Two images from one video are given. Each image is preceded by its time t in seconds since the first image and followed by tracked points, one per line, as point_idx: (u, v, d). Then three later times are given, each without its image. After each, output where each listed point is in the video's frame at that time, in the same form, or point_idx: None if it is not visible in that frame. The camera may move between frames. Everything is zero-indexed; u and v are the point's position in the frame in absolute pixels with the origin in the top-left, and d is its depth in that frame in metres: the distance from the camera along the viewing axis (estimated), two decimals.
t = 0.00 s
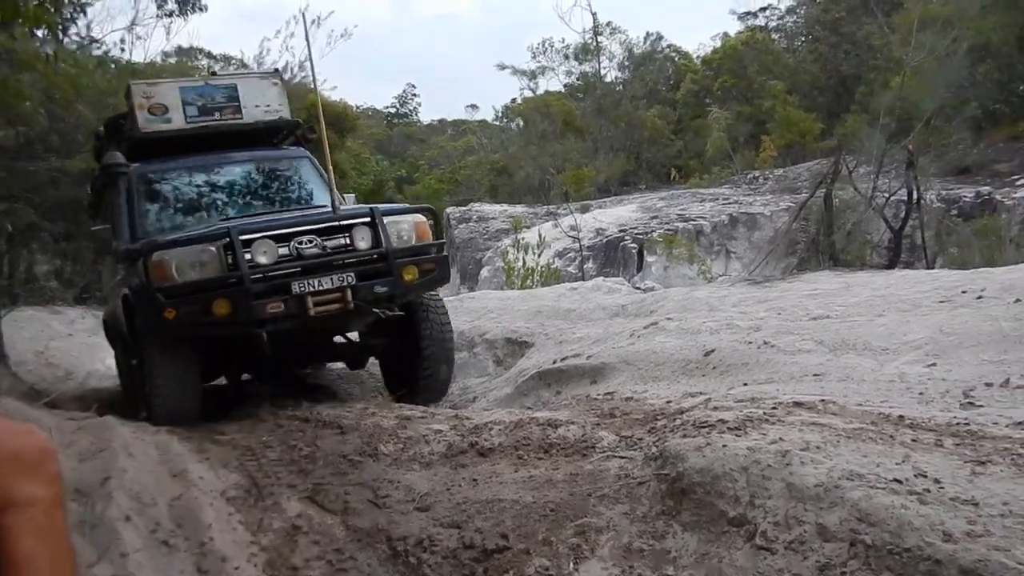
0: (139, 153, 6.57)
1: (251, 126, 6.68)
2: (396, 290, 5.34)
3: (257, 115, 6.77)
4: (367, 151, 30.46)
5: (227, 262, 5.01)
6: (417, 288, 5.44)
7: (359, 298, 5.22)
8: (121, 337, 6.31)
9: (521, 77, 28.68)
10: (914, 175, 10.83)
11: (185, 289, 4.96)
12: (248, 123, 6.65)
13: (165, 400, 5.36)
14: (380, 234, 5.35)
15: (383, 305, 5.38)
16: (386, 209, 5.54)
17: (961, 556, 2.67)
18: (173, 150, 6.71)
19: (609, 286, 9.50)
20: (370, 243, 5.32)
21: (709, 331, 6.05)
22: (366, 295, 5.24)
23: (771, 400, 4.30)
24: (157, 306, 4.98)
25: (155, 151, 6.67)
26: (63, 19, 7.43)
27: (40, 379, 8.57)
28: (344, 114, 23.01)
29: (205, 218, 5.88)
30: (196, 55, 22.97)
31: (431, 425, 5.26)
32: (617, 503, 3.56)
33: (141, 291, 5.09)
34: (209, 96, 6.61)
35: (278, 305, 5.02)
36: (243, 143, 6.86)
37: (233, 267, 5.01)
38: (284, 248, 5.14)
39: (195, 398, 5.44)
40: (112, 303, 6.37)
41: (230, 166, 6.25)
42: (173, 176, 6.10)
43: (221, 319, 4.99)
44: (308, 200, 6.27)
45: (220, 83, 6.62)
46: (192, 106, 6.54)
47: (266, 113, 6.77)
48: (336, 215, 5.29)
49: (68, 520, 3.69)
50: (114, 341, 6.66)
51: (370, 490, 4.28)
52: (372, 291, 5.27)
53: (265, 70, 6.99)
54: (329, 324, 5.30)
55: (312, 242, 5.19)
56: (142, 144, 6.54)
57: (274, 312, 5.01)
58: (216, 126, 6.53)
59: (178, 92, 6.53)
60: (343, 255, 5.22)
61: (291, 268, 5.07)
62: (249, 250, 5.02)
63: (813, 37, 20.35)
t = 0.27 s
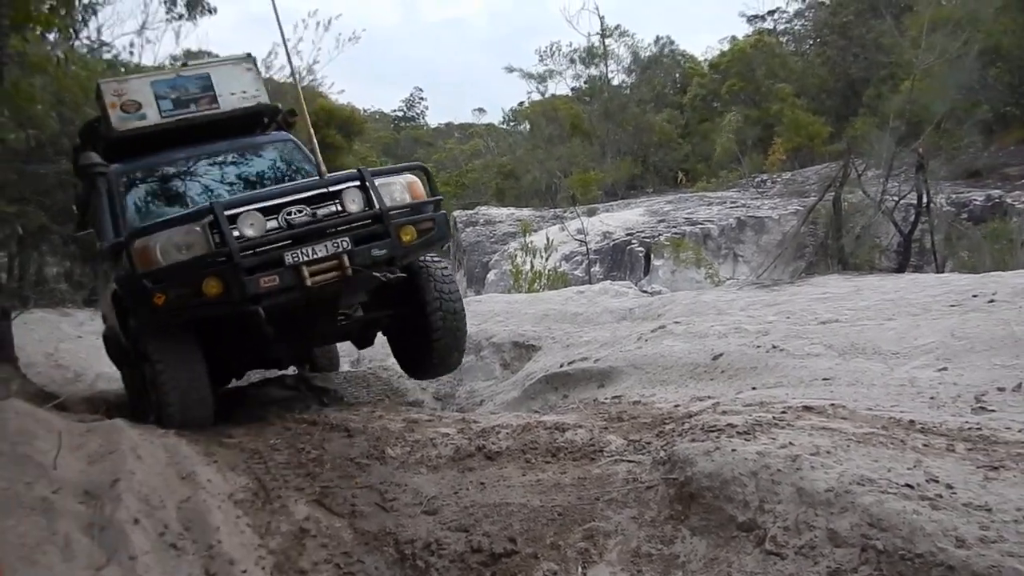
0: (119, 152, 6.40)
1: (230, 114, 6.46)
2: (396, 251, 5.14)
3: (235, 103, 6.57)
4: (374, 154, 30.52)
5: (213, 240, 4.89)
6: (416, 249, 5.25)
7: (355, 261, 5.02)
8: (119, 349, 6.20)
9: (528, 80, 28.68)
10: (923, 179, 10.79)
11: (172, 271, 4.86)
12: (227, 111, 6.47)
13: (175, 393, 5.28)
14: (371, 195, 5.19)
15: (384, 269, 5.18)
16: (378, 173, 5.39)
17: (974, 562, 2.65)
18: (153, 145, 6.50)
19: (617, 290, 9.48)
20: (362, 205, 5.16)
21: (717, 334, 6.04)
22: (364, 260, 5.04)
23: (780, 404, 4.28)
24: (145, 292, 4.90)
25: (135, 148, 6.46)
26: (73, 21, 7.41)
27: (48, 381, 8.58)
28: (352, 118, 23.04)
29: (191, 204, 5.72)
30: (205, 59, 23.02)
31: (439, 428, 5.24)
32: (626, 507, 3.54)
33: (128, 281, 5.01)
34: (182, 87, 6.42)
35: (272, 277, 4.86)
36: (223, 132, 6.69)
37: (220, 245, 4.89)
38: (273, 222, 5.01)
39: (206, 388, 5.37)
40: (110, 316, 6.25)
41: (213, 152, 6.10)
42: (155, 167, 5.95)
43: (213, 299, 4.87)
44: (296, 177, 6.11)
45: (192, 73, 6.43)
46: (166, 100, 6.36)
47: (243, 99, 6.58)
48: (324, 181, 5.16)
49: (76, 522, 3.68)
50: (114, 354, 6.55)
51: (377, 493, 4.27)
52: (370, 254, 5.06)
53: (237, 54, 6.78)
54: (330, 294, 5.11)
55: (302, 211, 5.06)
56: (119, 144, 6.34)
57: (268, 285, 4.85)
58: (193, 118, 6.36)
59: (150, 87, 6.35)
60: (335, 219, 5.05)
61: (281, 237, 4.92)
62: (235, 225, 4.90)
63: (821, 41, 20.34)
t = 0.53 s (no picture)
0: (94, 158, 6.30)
1: (205, 106, 6.36)
2: (388, 231, 5.15)
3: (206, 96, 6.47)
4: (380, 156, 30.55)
5: (196, 237, 4.81)
6: (410, 227, 5.28)
7: (346, 245, 5.02)
8: (113, 356, 6.17)
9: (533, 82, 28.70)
10: (929, 182, 10.77)
11: (158, 272, 4.83)
12: (200, 105, 6.37)
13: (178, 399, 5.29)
14: (355, 175, 5.17)
15: (378, 250, 5.19)
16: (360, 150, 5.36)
17: (980, 567, 2.66)
18: (130, 148, 6.42)
19: (622, 292, 9.48)
20: (347, 186, 5.14)
21: (723, 337, 6.04)
22: (356, 242, 5.05)
23: (786, 408, 4.28)
24: (133, 297, 4.86)
25: (110, 153, 6.39)
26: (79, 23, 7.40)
27: (53, 382, 8.61)
28: (357, 119, 23.07)
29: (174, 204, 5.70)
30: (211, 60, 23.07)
31: (444, 430, 5.25)
32: (631, 510, 3.55)
33: (111, 286, 4.96)
34: (150, 85, 6.33)
35: (262, 270, 4.86)
36: (198, 128, 6.60)
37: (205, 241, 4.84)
38: (258, 212, 4.95)
39: (209, 393, 5.39)
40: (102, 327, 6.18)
41: (194, 149, 6.09)
42: (139, 167, 5.92)
43: (202, 298, 4.87)
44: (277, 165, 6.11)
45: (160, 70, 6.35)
46: (135, 100, 6.26)
47: (215, 91, 6.49)
48: (306, 165, 5.12)
49: (83, 523, 3.69)
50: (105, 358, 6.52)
51: (383, 495, 4.28)
52: (362, 237, 5.08)
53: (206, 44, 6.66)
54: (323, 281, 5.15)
55: (287, 198, 5.01)
56: (93, 150, 6.23)
57: (259, 278, 4.85)
58: (166, 115, 6.26)
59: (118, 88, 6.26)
60: (322, 203, 5.02)
61: (268, 227, 4.88)
62: (217, 219, 4.85)
63: (826, 43, 20.34)
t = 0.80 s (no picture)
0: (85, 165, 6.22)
1: (193, 106, 6.37)
2: (393, 213, 5.10)
3: (194, 95, 6.50)
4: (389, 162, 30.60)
5: (196, 230, 4.78)
6: (413, 210, 5.23)
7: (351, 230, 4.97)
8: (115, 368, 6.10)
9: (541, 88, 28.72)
10: (938, 190, 10.73)
11: (160, 267, 4.76)
12: (190, 105, 6.39)
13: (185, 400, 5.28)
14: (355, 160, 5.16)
15: (385, 234, 5.14)
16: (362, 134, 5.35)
17: None
18: (121, 151, 6.36)
19: (628, 298, 9.47)
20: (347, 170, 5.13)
21: (728, 345, 6.02)
22: (361, 227, 4.99)
23: (790, 416, 4.27)
24: (134, 294, 4.78)
25: (101, 158, 6.31)
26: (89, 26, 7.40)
27: (60, 384, 8.63)
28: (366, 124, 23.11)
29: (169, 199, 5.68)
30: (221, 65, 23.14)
31: (448, 436, 5.25)
32: (634, 518, 3.54)
33: (111, 286, 4.87)
34: (136, 88, 6.34)
35: (267, 259, 4.80)
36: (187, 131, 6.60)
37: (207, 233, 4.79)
38: (259, 202, 4.97)
39: (219, 400, 5.41)
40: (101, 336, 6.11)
41: (187, 149, 6.10)
42: (136, 169, 5.90)
43: (207, 292, 4.80)
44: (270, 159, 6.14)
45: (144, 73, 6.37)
46: (121, 103, 6.25)
47: (202, 91, 6.53)
48: (304, 154, 5.16)
49: (87, 526, 3.70)
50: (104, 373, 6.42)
51: (386, 500, 4.29)
52: (367, 221, 5.03)
53: (189, 46, 6.74)
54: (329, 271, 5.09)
55: (288, 185, 5.06)
56: (83, 157, 6.16)
57: (264, 267, 4.79)
58: (156, 116, 6.26)
59: (104, 91, 6.20)
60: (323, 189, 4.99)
61: (271, 215, 4.84)
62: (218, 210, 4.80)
63: (835, 50, 20.30)
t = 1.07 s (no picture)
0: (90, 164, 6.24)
1: (195, 101, 6.39)
2: (401, 194, 5.09)
3: (196, 91, 6.52)
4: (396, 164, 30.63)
5: (202, 213, 4.78)
6: (422, 191, 5.20)
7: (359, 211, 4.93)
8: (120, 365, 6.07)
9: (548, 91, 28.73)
10: (945, 194, 10.69)
11: (165, 252, 4.72)
12: (191, 100, 6.40)
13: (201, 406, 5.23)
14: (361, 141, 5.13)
15: (394, 215, 5.11)
16: (370, 115, 5.33)
17: None
18: (124, 148, 6.36)
19: (633, 301, 9.46)
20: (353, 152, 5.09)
21: (734, 347, 6.01)
22: (370, 208, 4.96)
23: (795, 419, 4.26)
24: (140, 279, 4.73)
25: (102, 155, 6.29)
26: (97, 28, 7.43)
27: (67, 384, 8.65)
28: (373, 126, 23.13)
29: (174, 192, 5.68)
30: (229, 67, 23.17)
31: (452, 437, 5.25)
32: (638, 520, 3.53)
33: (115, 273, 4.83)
34: (137, 85, 6.38)
35: (274, 241, 4.75)
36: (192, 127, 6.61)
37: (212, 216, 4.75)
38: (266, 184, 4.95)
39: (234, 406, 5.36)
40: (105, 338, 6.09)
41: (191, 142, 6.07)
42: (141, 163, 5.90)
43: (214, 275, 4.75)
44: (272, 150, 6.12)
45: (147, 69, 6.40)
46: (123, 100, 6.29)
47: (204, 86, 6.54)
48: (310, 134, 5.07)
49: (91, 526, 3.70)
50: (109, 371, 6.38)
51: (390, 501, 4.29)
52: (376, 202, 5.00)
53: (190, 41, 6.77)
54: (337, 255, 5.04)
55: (293, 168, 5.06)
56: (86, 155, 6.19)
57: (272, 249, 4.74)
58: (157, 112, 6.28)
59: (105, 88, 6.27)
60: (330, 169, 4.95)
61: (277, 196, 4.79)
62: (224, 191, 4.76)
63: (843, 53, 20.27)
